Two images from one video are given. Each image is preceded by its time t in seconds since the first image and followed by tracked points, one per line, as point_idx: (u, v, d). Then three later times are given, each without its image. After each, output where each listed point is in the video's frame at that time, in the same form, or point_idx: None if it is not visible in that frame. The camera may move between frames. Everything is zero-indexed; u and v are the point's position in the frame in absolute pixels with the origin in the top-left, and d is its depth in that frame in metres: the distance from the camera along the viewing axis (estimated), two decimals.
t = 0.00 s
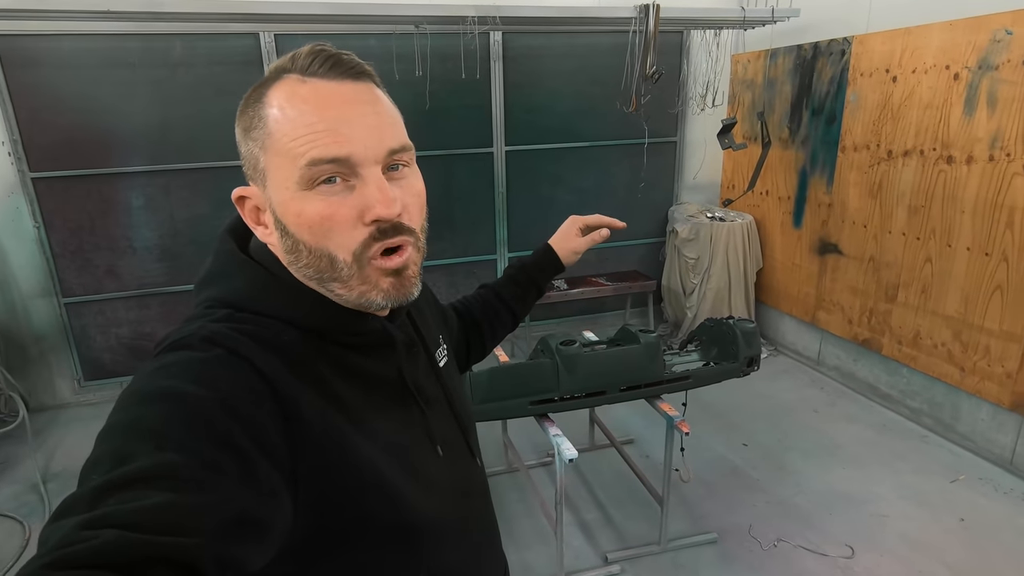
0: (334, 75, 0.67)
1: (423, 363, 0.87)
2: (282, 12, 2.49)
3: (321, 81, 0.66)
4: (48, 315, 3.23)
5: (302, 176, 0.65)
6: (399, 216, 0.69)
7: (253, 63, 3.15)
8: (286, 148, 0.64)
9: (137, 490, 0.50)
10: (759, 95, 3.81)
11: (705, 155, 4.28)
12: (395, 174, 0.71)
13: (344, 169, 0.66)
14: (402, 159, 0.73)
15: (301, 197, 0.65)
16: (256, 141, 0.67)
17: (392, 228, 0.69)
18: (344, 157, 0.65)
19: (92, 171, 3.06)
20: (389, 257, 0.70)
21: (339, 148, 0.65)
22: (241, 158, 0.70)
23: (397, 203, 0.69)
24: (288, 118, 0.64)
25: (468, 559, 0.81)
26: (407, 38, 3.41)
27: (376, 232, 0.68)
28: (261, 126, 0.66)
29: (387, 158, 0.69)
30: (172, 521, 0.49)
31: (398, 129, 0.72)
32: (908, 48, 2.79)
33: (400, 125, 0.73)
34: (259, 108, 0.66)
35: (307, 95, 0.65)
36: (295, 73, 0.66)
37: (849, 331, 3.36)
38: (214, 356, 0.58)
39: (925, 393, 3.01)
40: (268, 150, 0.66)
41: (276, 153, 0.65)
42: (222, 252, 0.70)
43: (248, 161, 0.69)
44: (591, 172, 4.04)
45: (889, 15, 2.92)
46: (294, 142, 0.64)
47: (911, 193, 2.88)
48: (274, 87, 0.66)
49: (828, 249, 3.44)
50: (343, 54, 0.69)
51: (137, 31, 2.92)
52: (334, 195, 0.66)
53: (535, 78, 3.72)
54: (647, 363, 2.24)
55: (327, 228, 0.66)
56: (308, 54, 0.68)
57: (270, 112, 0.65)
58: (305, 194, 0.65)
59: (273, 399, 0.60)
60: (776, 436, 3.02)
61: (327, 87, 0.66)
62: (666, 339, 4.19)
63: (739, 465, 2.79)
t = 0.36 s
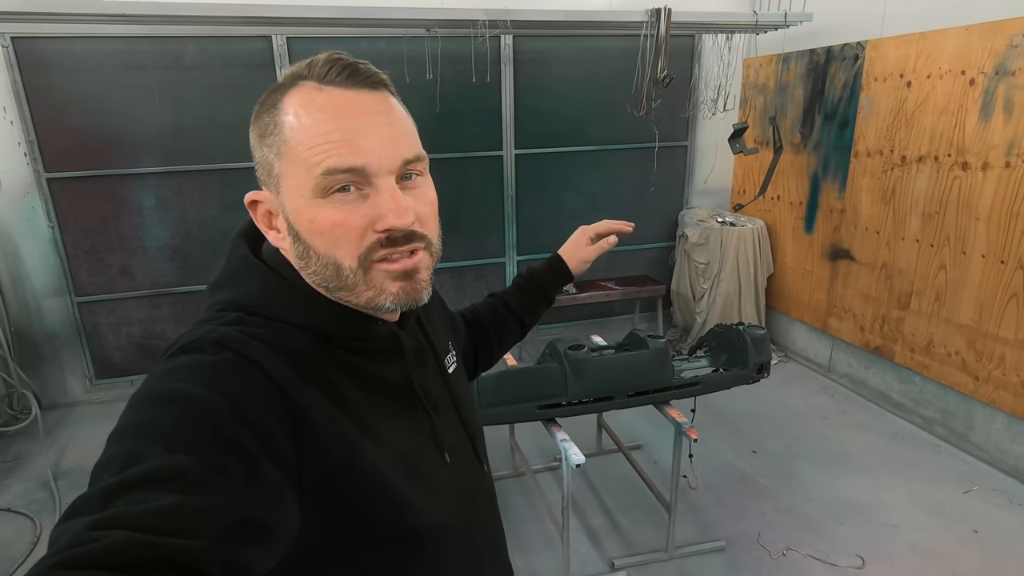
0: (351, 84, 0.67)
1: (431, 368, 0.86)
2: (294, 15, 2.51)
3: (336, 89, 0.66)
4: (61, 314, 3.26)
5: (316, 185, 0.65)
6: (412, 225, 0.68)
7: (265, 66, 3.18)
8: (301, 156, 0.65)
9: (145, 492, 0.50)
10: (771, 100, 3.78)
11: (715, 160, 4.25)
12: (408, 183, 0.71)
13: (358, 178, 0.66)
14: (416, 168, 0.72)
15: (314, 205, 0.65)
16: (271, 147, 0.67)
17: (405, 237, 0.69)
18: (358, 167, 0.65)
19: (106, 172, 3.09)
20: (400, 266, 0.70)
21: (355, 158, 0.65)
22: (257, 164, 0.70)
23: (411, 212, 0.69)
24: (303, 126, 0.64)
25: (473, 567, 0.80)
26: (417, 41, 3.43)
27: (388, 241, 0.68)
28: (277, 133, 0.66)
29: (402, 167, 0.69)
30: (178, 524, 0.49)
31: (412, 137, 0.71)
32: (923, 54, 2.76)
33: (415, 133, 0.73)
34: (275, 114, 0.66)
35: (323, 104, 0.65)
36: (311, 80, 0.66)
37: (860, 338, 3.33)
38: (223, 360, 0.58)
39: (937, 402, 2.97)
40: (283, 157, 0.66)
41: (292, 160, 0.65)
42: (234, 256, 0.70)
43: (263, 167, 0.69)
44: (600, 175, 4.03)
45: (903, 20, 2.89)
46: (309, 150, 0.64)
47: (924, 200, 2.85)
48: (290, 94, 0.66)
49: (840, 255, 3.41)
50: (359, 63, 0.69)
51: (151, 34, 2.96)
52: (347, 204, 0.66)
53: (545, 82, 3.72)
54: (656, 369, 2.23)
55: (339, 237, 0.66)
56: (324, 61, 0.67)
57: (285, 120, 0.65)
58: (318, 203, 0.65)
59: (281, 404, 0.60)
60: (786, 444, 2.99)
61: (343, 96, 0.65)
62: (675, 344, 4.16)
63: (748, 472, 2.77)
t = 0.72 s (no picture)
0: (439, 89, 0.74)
1: (435, 366, 0.86)
2: (302, 13, 2.52)
3: (438, 93, 0.73)
4: (70, 309, 3.29)
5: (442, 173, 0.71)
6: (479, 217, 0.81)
7: (273, 63, 3.19)
8: (429, 146, 0.69)
9: (148, 491, 0.50)
10: (780, 100, 3.76)
11: (723, 160, 4.24)
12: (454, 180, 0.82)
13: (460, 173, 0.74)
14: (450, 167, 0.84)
15: (437, 192, 0.71)
16: (389, 130, 0.66)
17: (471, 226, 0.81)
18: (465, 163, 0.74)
19: (115, 168, 3.11)
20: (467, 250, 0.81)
21: (464, 156, 0.74)
22: (346, 138, 0.65)
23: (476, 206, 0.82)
24: (429, 119, 0.69)
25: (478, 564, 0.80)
26: (425, 40, 3.43)
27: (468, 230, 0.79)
28: (398, 117, 0.67)
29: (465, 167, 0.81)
30: (182, 523, 0.49)
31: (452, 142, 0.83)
32: (934, 54, 2.74)
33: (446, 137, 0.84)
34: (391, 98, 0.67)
35: (434, 103, 0.71)
36: (419, 79, 0.71)
37: (868, 340, 3.30)
38: (226, 359, 0.58)
39: (945, 405, 2.94)
40: (409, 141, 0.67)
41: (419, 147, 0.68)
42: (237, 252, 0.70)
43: (357, 143, 0.65)
44: (607, 175, 4.02)
45: (913, 19, 2.87)
46: (440, 142, 0.70)
47: (934, 202, 2.83)
48: (403, 84, 0.68)
49: (848, 257, 3.38)
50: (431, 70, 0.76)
51: (161, 31, 2.97)
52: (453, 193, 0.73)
53: (552, 81, 3.72)
54: (661, 369, 2.22)
55: (449, 222, 0.73)
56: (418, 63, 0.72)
57: (408, 108, 0.67)
58: (436, 190, 0.71)
59: (285, 402, 0.60)
60: (791, 446, 2.97)
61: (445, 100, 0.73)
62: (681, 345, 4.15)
63: (753, 474, 2.75)
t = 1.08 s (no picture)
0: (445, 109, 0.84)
1: (436, 362, 0.88)
2: (307, 20, 2.55)
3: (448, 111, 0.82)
4: (72, 311, 3.30)
5: (461, 178, 0.80)
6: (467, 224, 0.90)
7: (278, 69, 3.22)
8: (458, 153, 0.78)
9: (172, 476, 0.51)
10: (779, 108, 3.79)
11: (723, 167, 4.27)
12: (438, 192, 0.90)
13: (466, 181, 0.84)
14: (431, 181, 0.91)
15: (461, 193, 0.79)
16: (432, 134, 0.74)
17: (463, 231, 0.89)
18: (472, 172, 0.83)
19: (119, 172, 3.14)
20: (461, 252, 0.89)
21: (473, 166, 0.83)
22: (399, 139, 0.71)
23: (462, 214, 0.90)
24: (455, 129, 0.78)
25: (477, 553, 0.83)
26: (428, 47, 3.46)
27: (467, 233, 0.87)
28: (439, 125, 0.75)
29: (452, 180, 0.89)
30: (206, 506, 0.51)
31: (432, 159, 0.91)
32: (931, 64, 2.77)
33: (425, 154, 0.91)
34: (427, 108, 0.75)
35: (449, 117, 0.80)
36: (437, 98, 0.80)
37: (867, 348, 3.32)
38: (243, 350, 0.60)
39: (944, 413, 2.95)
40: (445, 146, 0.75)
41: (451, 152, 0.76)
42: (246, 248, 0.71)
43: (408, 144, 0.72)
44: (608, 182, 4.05)
45: (912, 30, 2.90)
46: (463, 150, 0.79)
47: (932, 210, 2.85)
48: (431, 99, 0.77)
49: (847, 265, 3.40)
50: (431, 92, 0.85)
51: (167, 36, 3.01)
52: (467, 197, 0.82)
53: (554, 88, 3.75)
54: (660, 374, 2.23)
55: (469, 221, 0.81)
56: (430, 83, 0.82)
57: (438, 118, 0.76)
58: (458, 192, 0.79)
59: (299, 393, 0.62)
60: (790, 452, 2.98)
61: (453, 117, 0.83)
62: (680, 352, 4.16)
63: (752, 480, 2.76)
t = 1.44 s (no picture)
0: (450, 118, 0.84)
1: (434, 367, 0.88)
2: (307, 27, 2.56)
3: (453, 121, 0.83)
4: (67, 315, 3.29)
5: (464, 188, 0.80)
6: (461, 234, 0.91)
7: (277, 75, 3.23)
8: (462, 162, 0.78)
9: (169, 482, 0.51)
10: (776, 117, 3.82)
11: (720, 175, 4.29)
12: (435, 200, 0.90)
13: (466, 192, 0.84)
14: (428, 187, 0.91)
15: (463, 204, 0.80)
16: (438, 145, 0.74)
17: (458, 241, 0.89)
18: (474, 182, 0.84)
19: (117, 176, 3.13)
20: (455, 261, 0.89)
21: (475, 176, 0.83)
22: (406, 149, 0.71)
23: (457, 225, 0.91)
24: (461, 141, 0.79)
25: (475, 558, 0.82)
26: (427, 54, 3.48)
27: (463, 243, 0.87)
28: (444, 135, 0.75)
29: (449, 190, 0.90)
30: (205, 512, 0.50)
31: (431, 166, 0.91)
32: (926, 75, 2.79)
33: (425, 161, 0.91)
34: (435, 119, 0.75)
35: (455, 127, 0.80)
36: (443, 107, 0.81)
37: (863, 356, 3.33)
38: (241, 354, 0.59)
39: (940, 422, 2.96)
40: (449, 157, 0.76)
41: (455, 163, 0.77)
42: (244, 252, 0.71)
43: (415, 155, 0.72)
44: (605, 189, 4.06)
45: (906, 41, 2.93)
46: (467, 161, 0.80)
47: (927, 219, 2.87)
48: (438, 109, 0.78)
49: (843, 273, 3.42)
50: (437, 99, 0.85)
51: (166, 42, 3.02)
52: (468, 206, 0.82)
53: (552, 96, 3.77)
54: (658, 381, 2.23)
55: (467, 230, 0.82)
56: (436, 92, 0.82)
57: (444, 128, 0.76)
58: (460, 202, 0.80)
59: (297, 398, 0.61)
60: (787, 460, 2.98)
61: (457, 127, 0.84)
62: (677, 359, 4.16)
63: (748, 488, 2.76)
